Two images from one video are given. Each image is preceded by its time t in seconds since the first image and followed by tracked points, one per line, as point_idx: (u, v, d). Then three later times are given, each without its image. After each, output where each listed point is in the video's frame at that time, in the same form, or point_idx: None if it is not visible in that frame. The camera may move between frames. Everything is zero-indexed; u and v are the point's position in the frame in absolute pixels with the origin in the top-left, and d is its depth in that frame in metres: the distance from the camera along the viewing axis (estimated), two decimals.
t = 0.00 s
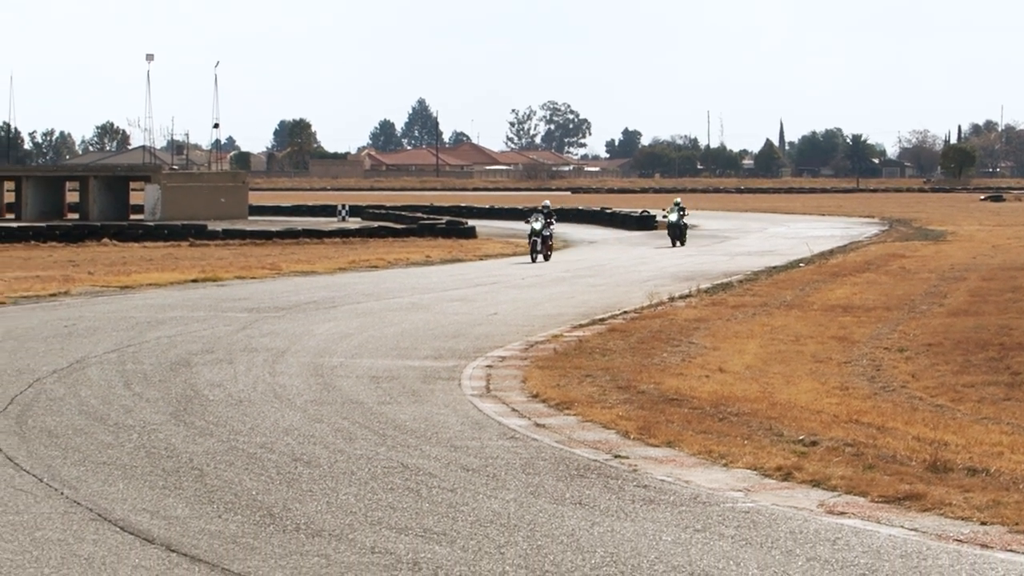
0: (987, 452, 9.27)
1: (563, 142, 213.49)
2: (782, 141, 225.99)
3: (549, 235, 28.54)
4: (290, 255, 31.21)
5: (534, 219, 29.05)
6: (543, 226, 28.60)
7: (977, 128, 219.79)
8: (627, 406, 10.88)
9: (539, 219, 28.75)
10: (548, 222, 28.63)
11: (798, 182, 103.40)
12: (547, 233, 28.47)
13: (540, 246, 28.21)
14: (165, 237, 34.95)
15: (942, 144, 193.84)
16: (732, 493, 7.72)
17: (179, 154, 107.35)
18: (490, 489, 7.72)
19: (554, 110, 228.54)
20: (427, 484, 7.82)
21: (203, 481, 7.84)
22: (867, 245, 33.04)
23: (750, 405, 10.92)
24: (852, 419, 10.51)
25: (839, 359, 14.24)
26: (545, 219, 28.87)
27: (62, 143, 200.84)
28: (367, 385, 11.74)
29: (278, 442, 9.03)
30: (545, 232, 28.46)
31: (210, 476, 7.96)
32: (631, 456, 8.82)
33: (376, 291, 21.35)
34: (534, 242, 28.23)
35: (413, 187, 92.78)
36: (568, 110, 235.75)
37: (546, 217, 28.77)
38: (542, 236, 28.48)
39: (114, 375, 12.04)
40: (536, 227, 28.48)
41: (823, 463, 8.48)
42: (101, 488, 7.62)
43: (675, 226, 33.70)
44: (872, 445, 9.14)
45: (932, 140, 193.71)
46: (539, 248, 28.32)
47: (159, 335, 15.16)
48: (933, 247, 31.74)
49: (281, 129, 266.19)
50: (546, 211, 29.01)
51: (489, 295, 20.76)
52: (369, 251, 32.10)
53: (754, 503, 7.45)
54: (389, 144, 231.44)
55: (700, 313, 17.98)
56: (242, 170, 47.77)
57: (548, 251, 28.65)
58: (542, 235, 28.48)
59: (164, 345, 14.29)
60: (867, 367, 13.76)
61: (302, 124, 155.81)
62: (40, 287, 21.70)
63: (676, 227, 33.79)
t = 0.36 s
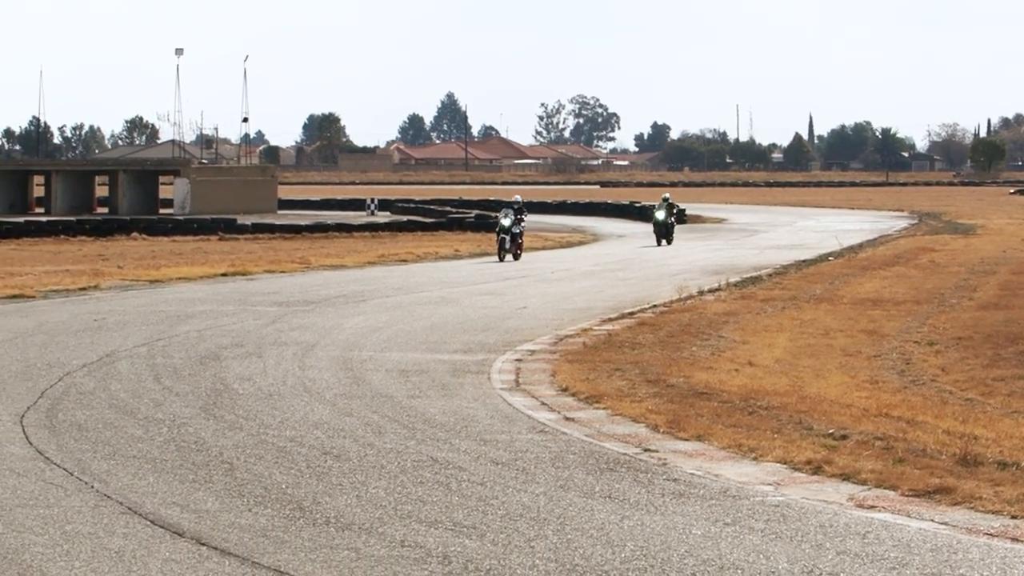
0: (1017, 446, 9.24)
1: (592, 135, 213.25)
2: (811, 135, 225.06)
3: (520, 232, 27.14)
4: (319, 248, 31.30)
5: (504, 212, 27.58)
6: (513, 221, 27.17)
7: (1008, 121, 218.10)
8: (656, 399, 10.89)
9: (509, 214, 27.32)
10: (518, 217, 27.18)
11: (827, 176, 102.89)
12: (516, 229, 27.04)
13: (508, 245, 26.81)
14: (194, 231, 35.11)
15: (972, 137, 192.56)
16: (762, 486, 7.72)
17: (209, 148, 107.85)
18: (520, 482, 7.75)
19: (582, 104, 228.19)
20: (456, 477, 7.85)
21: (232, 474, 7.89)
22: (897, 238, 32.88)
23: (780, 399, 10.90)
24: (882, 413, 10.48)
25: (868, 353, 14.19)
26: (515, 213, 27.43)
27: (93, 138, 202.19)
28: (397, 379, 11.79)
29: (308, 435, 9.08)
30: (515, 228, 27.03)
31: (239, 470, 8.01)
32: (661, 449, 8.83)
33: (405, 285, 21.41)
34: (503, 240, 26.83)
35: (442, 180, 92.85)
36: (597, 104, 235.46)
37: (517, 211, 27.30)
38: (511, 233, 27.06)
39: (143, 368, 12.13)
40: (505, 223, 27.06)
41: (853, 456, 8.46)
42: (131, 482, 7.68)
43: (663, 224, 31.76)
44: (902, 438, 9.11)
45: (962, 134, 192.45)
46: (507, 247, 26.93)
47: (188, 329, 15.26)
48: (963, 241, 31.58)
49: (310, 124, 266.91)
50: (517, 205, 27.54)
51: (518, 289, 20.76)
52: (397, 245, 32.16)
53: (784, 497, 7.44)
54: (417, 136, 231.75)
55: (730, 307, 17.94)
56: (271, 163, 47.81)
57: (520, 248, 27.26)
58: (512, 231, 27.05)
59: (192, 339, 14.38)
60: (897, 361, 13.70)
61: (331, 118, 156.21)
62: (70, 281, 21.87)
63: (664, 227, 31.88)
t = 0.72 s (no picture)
0: None
1: (621, 129, 212.80)
2: (841, 129, 223.93)
3: (482, 229, 25.57)
4: (348, 243, 31.37)
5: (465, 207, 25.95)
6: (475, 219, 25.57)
7: None
8: (685, 394, 10.89)
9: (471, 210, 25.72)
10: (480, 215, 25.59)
11: (856, 170, 102.28)
12: (479, 228, 25.51)
13: (469, 245, 25.30)
14: (223, 225, 35.24)
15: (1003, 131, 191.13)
16: (791, 480, 7.72)
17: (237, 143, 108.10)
18: (550, 476, 7.77)
19: (611, 98, 227.61)
20: (486, 471, 7.88)
21: (262, 468, 7.95)
22: (927, 233, 32.73)
23: (810, 393, 10.88)
24: (912, 407, 10.45)
25: (897, 347, 14.14)
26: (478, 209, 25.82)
27: (123, 133, 203.16)
28: (426, 373, 11.83)
29: (337, 429, 9.14)
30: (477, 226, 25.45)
31: (269, 464, 8.06)
32: (690, 443, 8.83)
33: (434, 279, 21.45)
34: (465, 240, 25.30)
35: (470, 175, 92.84)
36: (625, 98, 234.87)
37: (479, 208, 25.67)
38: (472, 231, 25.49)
39: (173, 363, 12.21)
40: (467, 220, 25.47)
41: (882, 451, 8.45)
42: (161, 475, 7.75)
43: (648, 222, 30.11)
44: (931, 432, 9.08)
45: (993, 127, 191.21)
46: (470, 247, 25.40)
47: (218, 323, 15.34)
48: (994, 235, 31.42)
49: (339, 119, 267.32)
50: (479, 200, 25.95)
51: (546, 283, 20.77)
52: (426, 239, 32.21)
53: (814, 491, 7.44)
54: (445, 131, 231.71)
55: (759, 301, 17.89)
56: (300, 158, 47.96)
57: (482, 246, 25.76)
58: (474, 229, 25.47)
59: (222, 333, 14.46)
60: (926, 355, 13.64)
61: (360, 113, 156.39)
62: (100, 275, 22.02)
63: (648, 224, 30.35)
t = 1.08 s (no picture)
0: None
1: (650, 119, 212.29)
2: (871, 120, 222.63)
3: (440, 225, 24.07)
4: (376, 234, 31.45)
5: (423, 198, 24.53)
6: (433, 213, 24.10)
7: None
8: (715, 385, 10.89)
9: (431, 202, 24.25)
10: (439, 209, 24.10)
11: (886, 161, 101.73)
12: (436, 224, 23.91)
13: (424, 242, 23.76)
14: (253, 216, 35.38)
15: None
16: (820, 471, 7.71)
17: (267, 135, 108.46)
18: (579, 467, 7.80)
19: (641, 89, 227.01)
20: (515, 462, 7.91)
21: (291, 459, 8.00)
22: (958, 224, 32.53)
23: (839, 384, 10.87)
24: (942, 398, 10.42)
25: (927, 338, 14.08)
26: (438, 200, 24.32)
27: (153, 124, 204.06)
28: (455, 363, 11.86)
29: (367, 419, 9.19)
30: (434, 222, 23.91)
31: (299, 455, 8.11)
32: (719, 434, 8.83)
33: (463, 270, 21.48)
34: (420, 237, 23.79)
35: (498, 166, 92.81)
36: (654, 89, 234.22)
37: (438, 203, 24.22)
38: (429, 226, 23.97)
39: (202, 353, 12.29)
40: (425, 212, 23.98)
41: (912, 442, 8.43)
42: (191, 466, 7.81)
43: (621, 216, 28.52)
44: (961, 424, 9.05)
45: None
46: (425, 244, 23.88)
47: (247, 313, 15.43)
48: None
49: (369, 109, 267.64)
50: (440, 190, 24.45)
51: (575, 274, 20.78)
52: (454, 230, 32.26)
53: (843, 482, 7.44)
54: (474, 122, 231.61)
55: (788, 292, 17.85)
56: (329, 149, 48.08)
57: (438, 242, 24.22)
58: (431, 225, 23.96)
59: (251, 323, 14.55)
60: (956, 346, 13.58)
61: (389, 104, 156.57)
62: (129, 266, 22.18)
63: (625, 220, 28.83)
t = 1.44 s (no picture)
0: None
1: (679, 110, 211.86)
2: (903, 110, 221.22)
3: (393, 222, 22.52)
4: (406, 223, 31.50)
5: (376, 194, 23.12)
6: (386, 209, 22.58)
7: None
8: (744, 375, 10.88)
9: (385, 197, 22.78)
10: (392, 205, 22.59)
11: (917, 151, 101.04)
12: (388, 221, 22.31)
13: (375, 239, 22.14)
14: (282, 206, 35.48)
15: None
16: (850, 462, 7.70)
17: (296, 124, 108.94)
18: (608, 457, 7.81)
19: (670, 79, 226.39)
20: (544, 451, 7.93)
21: (321, 448, 8.06)
22: (989, 214, 32.30)
23: (868, 374, 10.83)
24: (971, 388, 10.37)
25: (957, 328, 14.00)
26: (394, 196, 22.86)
27: (184, 114, 205.02)
28: (484, 353, 11.90)
29: (395, 409, 9.24)
30: (386, 217, 22.34)
31: (327, 444, 8.17)
32: (748, 425, 8.82)
33: (492, 260, 21.49)
34: (371, 232, 22.18)
35: (528, 156, 92.73)
36: (684, 79, 233.70)
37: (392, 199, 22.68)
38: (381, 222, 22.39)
39: (231, 343, 12.37)
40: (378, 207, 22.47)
41: (942, 432, 8.40)
42: (220, 455, 7.88)
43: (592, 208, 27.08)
44: (991, 414, 9.01)
45: None
46: (377, 242, 22.26)
47: (276, 303, 15.51)
48: None
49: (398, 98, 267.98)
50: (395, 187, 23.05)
51: (605, 264, 20.77)
52: (484, 220, 32.26)
53: (873, 472, 7.43)
54: (504, 113, 231.67)
55: (818, 282, 17.79)
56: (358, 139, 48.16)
57: (389, 241, 22.48)
58: (383, 221, 22.39)
59: (280, 313, 14.62)
60: (986, 337, 13.49)
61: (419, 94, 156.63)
62: (159, 256, 22.33)
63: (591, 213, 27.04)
